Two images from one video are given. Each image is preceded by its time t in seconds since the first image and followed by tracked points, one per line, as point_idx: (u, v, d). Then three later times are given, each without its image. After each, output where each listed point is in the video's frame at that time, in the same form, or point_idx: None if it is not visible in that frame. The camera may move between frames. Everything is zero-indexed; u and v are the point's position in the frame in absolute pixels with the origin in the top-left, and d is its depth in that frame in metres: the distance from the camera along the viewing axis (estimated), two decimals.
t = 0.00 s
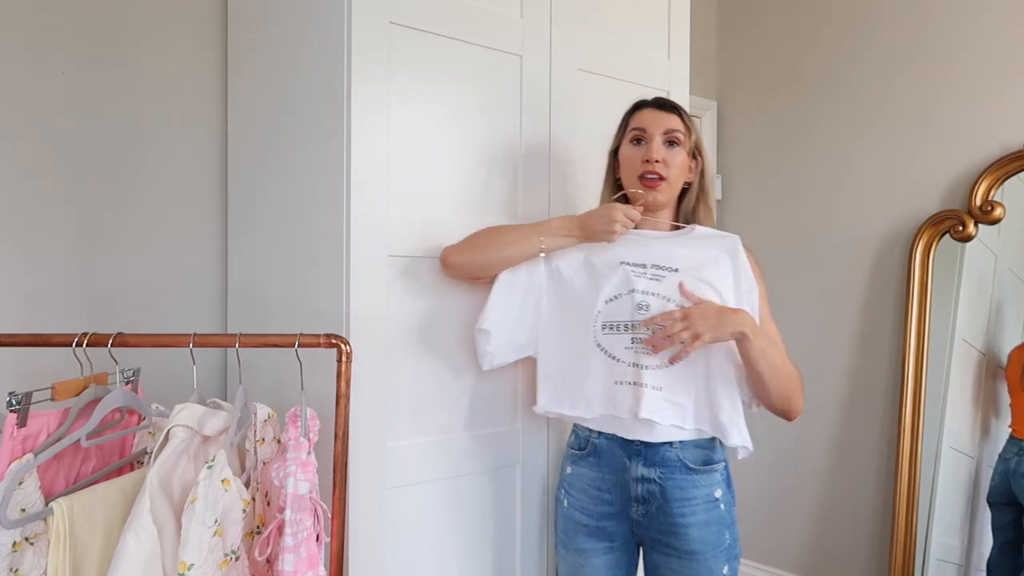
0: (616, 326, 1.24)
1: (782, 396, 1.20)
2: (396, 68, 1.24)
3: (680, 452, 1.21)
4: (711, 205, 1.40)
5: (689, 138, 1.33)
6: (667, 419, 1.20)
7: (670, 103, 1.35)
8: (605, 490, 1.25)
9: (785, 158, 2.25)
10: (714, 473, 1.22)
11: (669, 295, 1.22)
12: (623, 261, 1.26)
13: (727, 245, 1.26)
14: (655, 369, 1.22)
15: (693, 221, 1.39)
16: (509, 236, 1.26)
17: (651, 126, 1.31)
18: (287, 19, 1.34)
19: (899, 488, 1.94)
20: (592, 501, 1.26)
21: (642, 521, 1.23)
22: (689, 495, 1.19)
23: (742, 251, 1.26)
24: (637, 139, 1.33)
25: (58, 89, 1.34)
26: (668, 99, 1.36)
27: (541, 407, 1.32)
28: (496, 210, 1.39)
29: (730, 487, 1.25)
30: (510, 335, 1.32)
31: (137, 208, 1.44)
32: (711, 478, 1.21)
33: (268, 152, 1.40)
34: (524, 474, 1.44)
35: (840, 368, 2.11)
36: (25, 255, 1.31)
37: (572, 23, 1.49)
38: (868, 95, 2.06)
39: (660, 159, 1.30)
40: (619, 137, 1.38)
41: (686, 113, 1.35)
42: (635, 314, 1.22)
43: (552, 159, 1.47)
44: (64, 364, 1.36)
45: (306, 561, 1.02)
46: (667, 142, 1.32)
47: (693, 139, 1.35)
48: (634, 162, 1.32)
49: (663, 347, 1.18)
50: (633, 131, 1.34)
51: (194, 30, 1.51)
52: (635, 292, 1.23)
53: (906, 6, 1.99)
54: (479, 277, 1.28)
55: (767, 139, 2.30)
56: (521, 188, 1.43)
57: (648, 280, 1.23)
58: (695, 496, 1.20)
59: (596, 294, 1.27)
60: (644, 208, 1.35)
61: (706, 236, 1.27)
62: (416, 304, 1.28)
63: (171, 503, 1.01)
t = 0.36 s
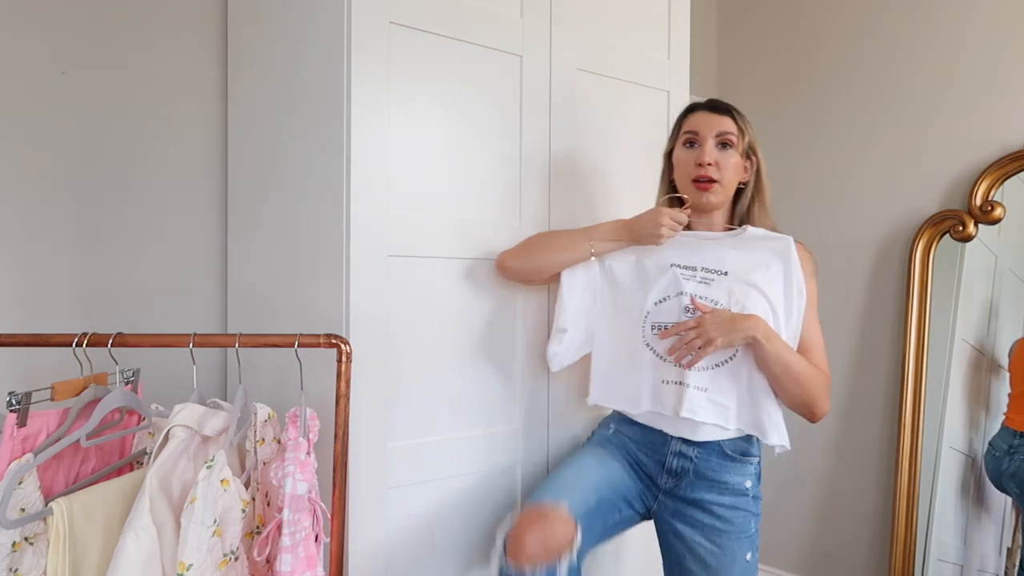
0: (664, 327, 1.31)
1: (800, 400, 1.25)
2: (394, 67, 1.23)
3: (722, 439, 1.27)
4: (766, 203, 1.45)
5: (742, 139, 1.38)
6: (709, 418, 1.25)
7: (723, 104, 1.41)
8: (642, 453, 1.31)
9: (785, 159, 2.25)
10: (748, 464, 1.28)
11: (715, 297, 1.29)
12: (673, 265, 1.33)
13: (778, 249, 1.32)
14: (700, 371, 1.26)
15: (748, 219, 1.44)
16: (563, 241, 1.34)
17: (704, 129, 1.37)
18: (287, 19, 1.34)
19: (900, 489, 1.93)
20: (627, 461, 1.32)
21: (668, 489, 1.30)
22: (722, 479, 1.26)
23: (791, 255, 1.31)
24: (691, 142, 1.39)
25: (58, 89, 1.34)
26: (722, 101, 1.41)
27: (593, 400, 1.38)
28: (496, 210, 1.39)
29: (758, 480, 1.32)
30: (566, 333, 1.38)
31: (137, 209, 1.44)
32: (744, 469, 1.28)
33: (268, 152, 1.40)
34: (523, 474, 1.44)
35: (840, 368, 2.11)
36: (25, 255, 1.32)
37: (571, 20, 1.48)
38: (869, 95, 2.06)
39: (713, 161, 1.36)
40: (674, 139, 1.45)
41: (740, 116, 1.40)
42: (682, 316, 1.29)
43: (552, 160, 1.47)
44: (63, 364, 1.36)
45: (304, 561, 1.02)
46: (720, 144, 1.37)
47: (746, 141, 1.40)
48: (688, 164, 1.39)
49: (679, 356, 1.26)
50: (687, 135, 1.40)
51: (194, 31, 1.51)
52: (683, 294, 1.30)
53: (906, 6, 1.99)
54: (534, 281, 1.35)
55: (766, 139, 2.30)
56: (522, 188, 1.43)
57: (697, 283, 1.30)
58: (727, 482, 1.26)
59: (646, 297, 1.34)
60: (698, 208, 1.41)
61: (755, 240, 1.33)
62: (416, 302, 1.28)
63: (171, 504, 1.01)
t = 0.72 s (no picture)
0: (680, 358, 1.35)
1: (809, 429, 1.26)
2: (394, 66, 1.23)
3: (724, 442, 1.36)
4: (784, 239, 1.45)
5: (763, 180, 1.40)
6: (717, 450, 1.29)
7: (746, 143, 1.42)
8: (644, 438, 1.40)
9: (785, 159, 2.24)
10: (737, 481, 1.36)
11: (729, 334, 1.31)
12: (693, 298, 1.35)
13: (797, 287, 1.33)
14: (711, 405, 1.31)
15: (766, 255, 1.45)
16: (586, 273, 1.37)
17: (726, 167, 1.38)
18: (286, 18, 1.34)
19: (900, 489, 1.93)
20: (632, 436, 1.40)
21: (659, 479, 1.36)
22: (713, 479, 1.34)
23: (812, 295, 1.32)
24: (712, 179, 1.41)
25: (59, 89, 1.34)
26: (745, 140, 1.43)
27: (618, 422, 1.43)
28: (496, 212, 1.39)
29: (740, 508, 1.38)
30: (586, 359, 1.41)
31: (138, 209, 1.45)
32: (733, 484, 1.35)
33: (268, 153, 1.40)
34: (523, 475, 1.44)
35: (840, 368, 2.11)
36: (26, 255, 1.32)
37: (570, 20, 1.48)
38: (869, 95, 2.05)
39: (734, 200, 1.37)
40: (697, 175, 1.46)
41: (762, 155, 1.41)
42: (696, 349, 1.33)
43: (552, 161, 1.47)
44: (63, 364, 1.36)
45: (301, 562, 1.02)
46: (741, 183, 1.38)
47: (766, 180, 1.41)
48: (709, 201, 1.40)
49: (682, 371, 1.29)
50: (708, 172, 1.42)
51: (193, 31, 1.51)
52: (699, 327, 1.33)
53: (907, 6, 1.99)
54: (560, 311, 1.39)
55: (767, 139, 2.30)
56: (521, 188, 1.42)
57: (714, 318, 1.33)
58: (716, 485, 1.34)
59: (665, 326, 1.36)
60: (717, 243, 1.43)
61: (779, 277, 1.34)
62: (415, 302, 1.28)
63: (170, 503, 1.01)
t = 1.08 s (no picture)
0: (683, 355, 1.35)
1: (816, 425, 1.26)
2: (395, 67, 1.24)
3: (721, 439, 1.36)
4: (786, 242, 1.45)
5: (765, 184, 1.40)
6: (721, 445, 1.30)
7: (748, 147, 1.42)
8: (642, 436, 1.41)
9: (785, 159, 2.24)
10: (736, 478, 1.36)
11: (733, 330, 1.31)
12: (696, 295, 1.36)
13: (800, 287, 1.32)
14: (716, 401, 1.30)
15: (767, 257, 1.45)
16: (593, 268, 1.39)
17: (728, 172, 1.38)
18: (286, 19, 1.34)
19: (900, 489, 1.93)
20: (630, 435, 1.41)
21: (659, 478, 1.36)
22: (710, 476, 1.34)
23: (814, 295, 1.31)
24: (714, 183, 1.41)
25: (59, 89, 1.34)
26: (747, 144, 1.42)
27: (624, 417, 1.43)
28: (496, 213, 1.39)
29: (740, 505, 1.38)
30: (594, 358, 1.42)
31: (138, 209, 1.45)
32: (732, 481, 1.35)
33: (268, 153, 1.40)
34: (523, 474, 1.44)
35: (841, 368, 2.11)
36: (26, 255, 1.32)
37: (571, 21, 1.48)
38: (869, 95, 2.06)
39: (735, 204, 1.37)
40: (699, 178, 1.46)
41: (764, 159, 1.42)
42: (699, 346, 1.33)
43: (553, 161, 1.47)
44: (63, 364, 1.36)
45: (299, 561, 1.02)
46: (742, 187, 1.39)
47: (769, 184, 1.41)
48: (710, 205, 1.40)
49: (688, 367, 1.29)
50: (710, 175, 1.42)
51: (193, 31, 1.51)
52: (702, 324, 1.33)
53: (907, 6, 1.99)
54: (567, 305, 1.41)
55: (767, 140, 2.30)
56: (521, 188, 1.43)
57: (717, 315, 1.33)
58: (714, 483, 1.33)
59: (668, 324, 1.37)
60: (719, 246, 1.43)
61: (780, 277, 1.34)
62: (416, 303, 1.28)
63: (170, 503, 1.01)
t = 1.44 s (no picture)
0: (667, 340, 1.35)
1: (815, 396, 1.26)
2: (395, 67, 1.24)
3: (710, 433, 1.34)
4: (769, 219, 1.45)
5: (748, 157, 1.40)
6: (708, 429, 1.30)
7: (733, 122, 1.43)
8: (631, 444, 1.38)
9: (785, 159, 2.25)
10: (734, 467, 1.34)
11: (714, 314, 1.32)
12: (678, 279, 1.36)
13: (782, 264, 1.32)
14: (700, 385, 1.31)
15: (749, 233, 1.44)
16: (573, 253, 1.38)
17: (711, 144, 1.39)
18: (287, 19, 1.34)
19: (899, 488, 1.94)
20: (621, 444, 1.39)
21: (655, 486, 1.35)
22: (706, 473, 1.32)
23: (795, 271, 1.31)
24: (697, 155, 1.42)
25: (60, 88, 1.34)
26: (732, 119, 1.44)
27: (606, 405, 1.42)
28: (497, 212, 1.39)
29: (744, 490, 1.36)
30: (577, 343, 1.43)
31: (138, 209, 1.45)
32: (730, 471, 1.33)
33: (269, 154, 1.40)
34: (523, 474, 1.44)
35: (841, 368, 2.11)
36: (26, 255, 1.32)
37: (571, 21, 1.49)
38: (868, 96, 2.06)
39: (717, 175, 1.38)
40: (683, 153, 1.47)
41: (748, 133, 1.42)
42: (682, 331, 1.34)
43: (553, 161, 1.47)
44: (63, 364, 1.36)
45: (299, 561, 1.02)
46: (725, 159, 1.39)
47: (752, 158, 1.42)
48: (692, 177, 1.41)
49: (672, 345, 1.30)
50: (694, 148, 1.43)
51: (194, 32, 1.51)
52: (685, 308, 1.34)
53: (906, 6, 1.99)
54: (547, 295, 1.40)
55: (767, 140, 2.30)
56: (521, 187, 1.43)
57: (699, 298, 1.34)
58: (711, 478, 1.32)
59: (651, 309, 1.37)
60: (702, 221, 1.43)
61: (761, 255, 1.33)
62: (416, 304, 1.28)
63: (171, 503, 1.01)
